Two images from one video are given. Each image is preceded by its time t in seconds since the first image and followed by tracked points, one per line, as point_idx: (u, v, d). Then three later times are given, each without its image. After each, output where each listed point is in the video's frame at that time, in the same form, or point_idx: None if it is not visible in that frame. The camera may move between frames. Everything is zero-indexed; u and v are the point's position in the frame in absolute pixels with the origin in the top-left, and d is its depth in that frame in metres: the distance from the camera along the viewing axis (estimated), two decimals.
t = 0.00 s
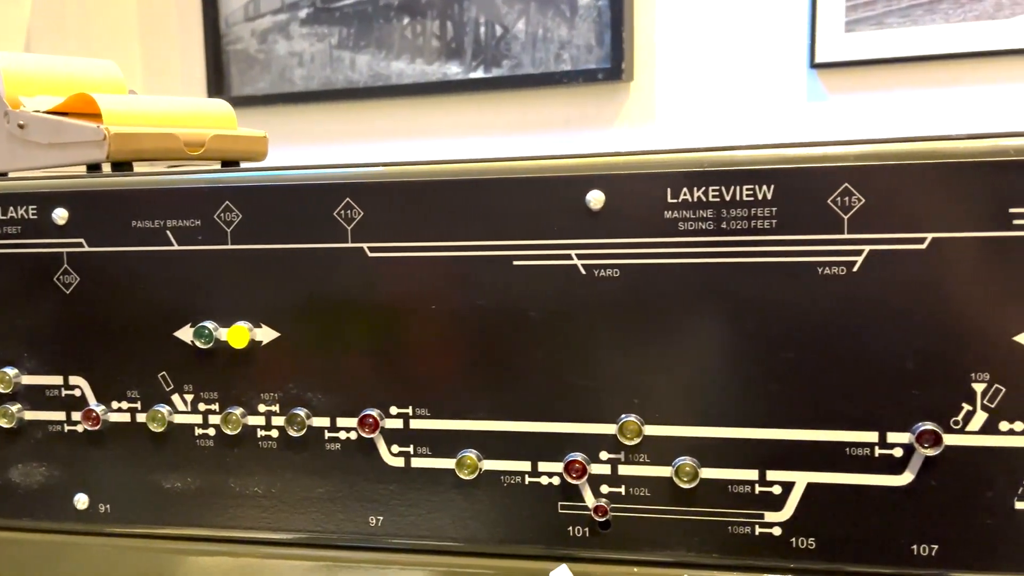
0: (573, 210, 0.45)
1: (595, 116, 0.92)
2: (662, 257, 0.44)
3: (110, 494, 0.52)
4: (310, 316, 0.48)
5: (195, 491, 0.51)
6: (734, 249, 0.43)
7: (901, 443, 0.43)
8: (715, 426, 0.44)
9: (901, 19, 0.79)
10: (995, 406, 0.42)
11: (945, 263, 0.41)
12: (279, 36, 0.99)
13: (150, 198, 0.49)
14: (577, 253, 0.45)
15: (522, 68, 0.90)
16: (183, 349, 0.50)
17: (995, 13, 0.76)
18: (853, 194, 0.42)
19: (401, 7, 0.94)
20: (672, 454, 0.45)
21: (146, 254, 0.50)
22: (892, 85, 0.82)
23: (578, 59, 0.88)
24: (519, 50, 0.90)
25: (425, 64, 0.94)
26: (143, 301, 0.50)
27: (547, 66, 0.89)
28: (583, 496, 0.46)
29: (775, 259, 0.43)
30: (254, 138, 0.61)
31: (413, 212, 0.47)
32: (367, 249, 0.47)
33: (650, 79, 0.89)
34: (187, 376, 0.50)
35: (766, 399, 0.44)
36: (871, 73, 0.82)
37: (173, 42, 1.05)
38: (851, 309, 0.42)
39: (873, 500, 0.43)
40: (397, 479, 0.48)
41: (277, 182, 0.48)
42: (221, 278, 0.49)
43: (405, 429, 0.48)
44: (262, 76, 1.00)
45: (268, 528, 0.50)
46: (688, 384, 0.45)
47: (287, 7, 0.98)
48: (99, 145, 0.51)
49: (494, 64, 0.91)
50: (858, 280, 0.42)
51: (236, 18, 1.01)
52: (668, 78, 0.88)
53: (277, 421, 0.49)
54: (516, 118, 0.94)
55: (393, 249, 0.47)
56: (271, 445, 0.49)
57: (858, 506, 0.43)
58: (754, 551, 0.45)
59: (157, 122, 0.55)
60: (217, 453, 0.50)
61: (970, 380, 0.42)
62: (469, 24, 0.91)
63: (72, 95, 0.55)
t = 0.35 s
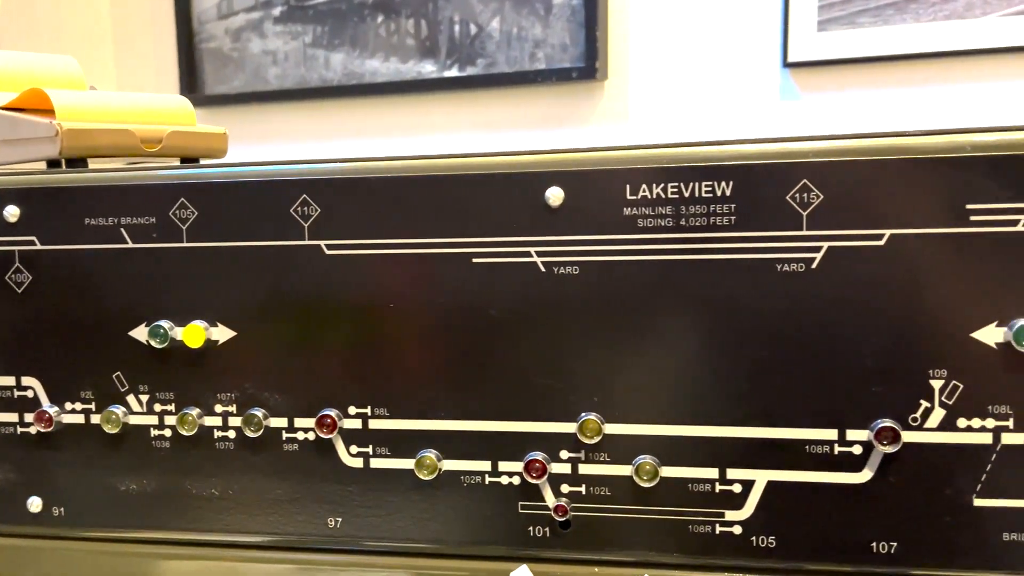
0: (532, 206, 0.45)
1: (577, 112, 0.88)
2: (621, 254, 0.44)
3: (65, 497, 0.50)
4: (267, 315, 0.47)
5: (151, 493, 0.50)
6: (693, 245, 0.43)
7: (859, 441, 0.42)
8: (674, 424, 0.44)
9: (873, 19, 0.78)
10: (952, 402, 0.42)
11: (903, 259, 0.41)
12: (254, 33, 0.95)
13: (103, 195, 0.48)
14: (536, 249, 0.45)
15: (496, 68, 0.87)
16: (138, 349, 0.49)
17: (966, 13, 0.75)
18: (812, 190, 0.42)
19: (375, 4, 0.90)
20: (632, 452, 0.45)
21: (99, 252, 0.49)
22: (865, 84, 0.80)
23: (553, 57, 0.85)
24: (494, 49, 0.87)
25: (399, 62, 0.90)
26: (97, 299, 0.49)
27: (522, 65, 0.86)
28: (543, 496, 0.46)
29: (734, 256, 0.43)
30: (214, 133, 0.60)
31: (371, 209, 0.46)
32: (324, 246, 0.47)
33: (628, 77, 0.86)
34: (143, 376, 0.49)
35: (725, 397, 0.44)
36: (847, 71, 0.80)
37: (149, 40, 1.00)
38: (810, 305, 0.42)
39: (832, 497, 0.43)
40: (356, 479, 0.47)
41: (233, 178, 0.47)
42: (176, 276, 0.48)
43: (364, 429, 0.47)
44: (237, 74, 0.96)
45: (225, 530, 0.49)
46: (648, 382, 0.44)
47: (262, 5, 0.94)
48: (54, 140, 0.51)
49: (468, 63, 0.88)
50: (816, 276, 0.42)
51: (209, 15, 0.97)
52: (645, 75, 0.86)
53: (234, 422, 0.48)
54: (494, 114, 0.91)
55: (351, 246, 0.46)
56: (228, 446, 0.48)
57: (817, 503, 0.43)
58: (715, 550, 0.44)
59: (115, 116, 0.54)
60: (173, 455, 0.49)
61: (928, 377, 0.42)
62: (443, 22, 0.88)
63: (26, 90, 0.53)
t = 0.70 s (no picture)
0: (485, 208, 0.44)
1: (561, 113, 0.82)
2: (575, 256, 0.43)
3: (13, 505, 0.49)
4: (218, 318, 0.47)
5: (101, 500, 0.49)
6: (646, 247, 0.43)
7: (814, 443, 0.42)
8: (629, 428, 0.44)
9: (844, 23, 0.73)
10: (906, 404, 0.41)
11: (856, 260, 0.41)
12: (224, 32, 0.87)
13: (50, 196, 0.47)
14: (490, 252, 0.44)
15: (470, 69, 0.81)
16: (87, 354, 0.48)
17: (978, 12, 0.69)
18: (765, 191, 0.42)
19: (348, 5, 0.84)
20: (588, 456, 0.44)
21: (47, 255, 0.48)
22: (846, 85, 0.74)
23: (527, 58, 0.79)
24: (467, 49, 0.81)
25: (372, 63, 0.84)
26: (45, 303, 0.48)
27: (496, 67, 0.80)
28: (498, 501, 0.45)
29: (688, 257, 0.42)
30: (170, 135, 0.59)
31: (322, 211, 0.45)
32: (276, 248, 0.46)
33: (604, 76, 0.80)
34: (92, 381, 0.48)
35: (681, 400, 0.43)
36: (824, 74, 0.75)
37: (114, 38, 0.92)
38: (764, 307, 0.42)
39: (787, 500, 0.43)
40: (309, 485, 0.47)
41: (182, 179, 0.46)
42: (125, 279, 0.47)
43: (317, 434, 0.46)
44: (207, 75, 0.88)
45: (175, 538, 0.48)
46: (603, 386, 0.44)
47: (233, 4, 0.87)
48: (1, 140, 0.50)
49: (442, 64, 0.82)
50: (770, 278, 0.42)
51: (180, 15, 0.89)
52: (620, 73, 0.80)
53: (185, 427, 0.47)
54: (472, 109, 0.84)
55: (302, 248, 0.46)
56: (179, 452, 0.48)
57: (772, 506, 0.43)
58: (670, 554, 0.44)
59: (65, 118, 0.53)
60: (123, 461, 0.48)
61: (881, 379, 0.42)
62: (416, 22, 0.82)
63: None
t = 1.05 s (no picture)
0: (440, 213, 0.44)
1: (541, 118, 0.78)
2: (530, 262, 0.43)
3: None
4: (169, 325, 0.46)
5: (51, 511, 0.48)
6: (601, 253, 0.42)
7: (769, 450, 0.42)
8: (585, 435, 0.43)
9: (815, 27, 0.70)
10: (860, 410, 0.41)
11: (809, 266, 0.41)
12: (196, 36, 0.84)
13: None
14: (445, 258, 0.44)
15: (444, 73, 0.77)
16: (36, 361, 0.47)
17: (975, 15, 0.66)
18: (719, 197, 0.41)
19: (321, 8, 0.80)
20: (544, 464, 0.44)
21: None
22: (825, 90, 0.71)
23: (500, 62, 0.76)
24: (441, 54, 0.77)
25: (346, 66, 0.80)
26: None
27: (471, 71, 0.76)
28: (454, 509, 0.45)
29: (643, 263, 0.42)
30: (127, 139, 0.58)
31: (276, 217, 0.45)
32: (228, 254, 0.45)
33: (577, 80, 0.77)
34: (42, 390, 0.47)
35: (637, 407, 0.43)
36: (799, 79, 0.72)
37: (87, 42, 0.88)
38: (719, 314, 0.42)
39: (742, 508, 0.43)
40: (263, 494, 0.46)
41: (133, 184, 0.46)
42: (75, 286, 0.47)
43: (271, 443, 0.46)
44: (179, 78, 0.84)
45: (127, 548, 0.47)
46: (558, 393, 0.44)
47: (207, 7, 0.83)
48: None
49: (416, 68, 0.78)
50: (724, 284, 0.42)
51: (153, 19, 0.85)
52: (592, 78, 0.76)
53: (137, 436, 0.47)
54: (445, 114, 0.80)
55: (255, 254, 0.45)
56: (131, 461, 0.47)
57: (728, 513, 0.43)
58: (626, 562, 0.44)
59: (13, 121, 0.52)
60: (74, 471, 0.47)
61: (836, 385, 0.41)
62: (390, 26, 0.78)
63: None
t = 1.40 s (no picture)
0: (400, 221, 0.43)
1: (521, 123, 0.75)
2: (490, 271, 0.43)
3: None
4: (127, 334, 0.46)
5: (9, 522, 0.47)
6: (560, 261, 0.42)
7: (729, 458, 0.42)
8: (546, 444, 0.43)
9: (790, 34, 0.67)
10: (818, 418, 0.41)
11: (767, 275, 0.41)
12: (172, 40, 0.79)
13: None
14: (405, 266, 0.44)
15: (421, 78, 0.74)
16: None
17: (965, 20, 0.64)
18: (677, 206, 0.41)
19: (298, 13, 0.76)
20: (504, 472, 0.44)
21: None
22: (804, 97, 0.69)
23: (477, 68, 0.72)
24: (419, 59, 0.74)
25: (322, 71, 0.76)
26: None
27: (449, 77, 0.73)
28: (414, 519, 0.44)
29: (602, 272, 0.42)
30: (89, 145, 0.58)
31: (236, 225, 0.44)
32: (187, 262, 0.45)
33: (553, 85, 0.74)
34: None
35: (598, 416, 0.43)
36: (783, 85, 0.69)
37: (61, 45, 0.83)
38: (678, 322, 0.42)
39: (702, 516, 0.43)
40: (222, 504, 0.46)
41: (90, 192, 0.45)
42: (31, 294, 0.46)
43: (230, 452, 0.46)
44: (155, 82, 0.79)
45: (84, 560, 0.47)
46: (518, 401, 0.43)
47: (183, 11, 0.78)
48: None
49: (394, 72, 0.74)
50: (683, 292, 0.42)
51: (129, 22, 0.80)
52: (567, 84, 0.73)
53: (94, 446, 0.46)
54: (416, 125, 0.77)
55: (213, 262, 0.45)
56: (88, 471, 0.46)
57: (688, 522, 0.43)
58: (587, 571, 0.43)
59: None
60: (31, 482, 0.47)
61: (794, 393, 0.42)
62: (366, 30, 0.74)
63: None
